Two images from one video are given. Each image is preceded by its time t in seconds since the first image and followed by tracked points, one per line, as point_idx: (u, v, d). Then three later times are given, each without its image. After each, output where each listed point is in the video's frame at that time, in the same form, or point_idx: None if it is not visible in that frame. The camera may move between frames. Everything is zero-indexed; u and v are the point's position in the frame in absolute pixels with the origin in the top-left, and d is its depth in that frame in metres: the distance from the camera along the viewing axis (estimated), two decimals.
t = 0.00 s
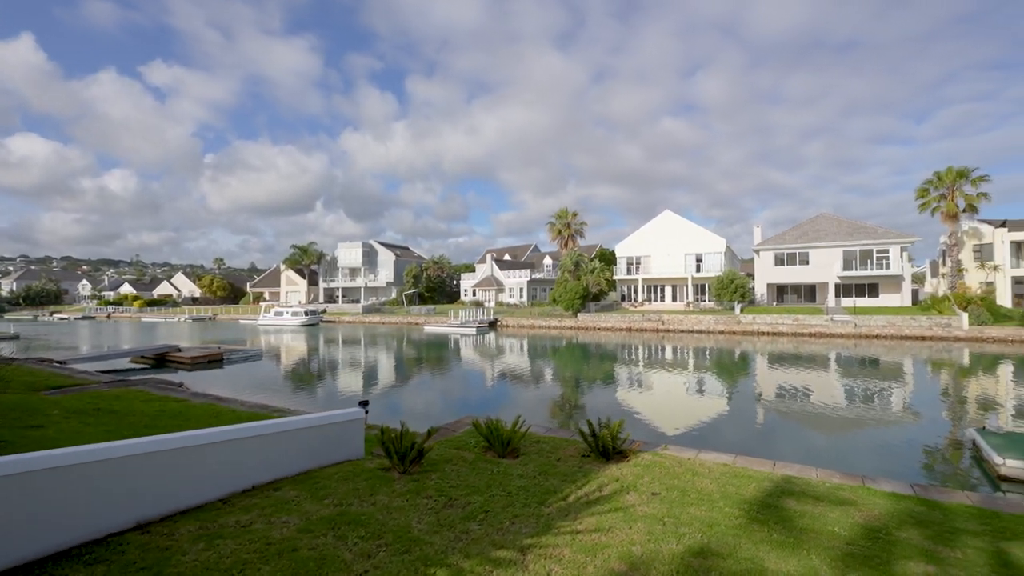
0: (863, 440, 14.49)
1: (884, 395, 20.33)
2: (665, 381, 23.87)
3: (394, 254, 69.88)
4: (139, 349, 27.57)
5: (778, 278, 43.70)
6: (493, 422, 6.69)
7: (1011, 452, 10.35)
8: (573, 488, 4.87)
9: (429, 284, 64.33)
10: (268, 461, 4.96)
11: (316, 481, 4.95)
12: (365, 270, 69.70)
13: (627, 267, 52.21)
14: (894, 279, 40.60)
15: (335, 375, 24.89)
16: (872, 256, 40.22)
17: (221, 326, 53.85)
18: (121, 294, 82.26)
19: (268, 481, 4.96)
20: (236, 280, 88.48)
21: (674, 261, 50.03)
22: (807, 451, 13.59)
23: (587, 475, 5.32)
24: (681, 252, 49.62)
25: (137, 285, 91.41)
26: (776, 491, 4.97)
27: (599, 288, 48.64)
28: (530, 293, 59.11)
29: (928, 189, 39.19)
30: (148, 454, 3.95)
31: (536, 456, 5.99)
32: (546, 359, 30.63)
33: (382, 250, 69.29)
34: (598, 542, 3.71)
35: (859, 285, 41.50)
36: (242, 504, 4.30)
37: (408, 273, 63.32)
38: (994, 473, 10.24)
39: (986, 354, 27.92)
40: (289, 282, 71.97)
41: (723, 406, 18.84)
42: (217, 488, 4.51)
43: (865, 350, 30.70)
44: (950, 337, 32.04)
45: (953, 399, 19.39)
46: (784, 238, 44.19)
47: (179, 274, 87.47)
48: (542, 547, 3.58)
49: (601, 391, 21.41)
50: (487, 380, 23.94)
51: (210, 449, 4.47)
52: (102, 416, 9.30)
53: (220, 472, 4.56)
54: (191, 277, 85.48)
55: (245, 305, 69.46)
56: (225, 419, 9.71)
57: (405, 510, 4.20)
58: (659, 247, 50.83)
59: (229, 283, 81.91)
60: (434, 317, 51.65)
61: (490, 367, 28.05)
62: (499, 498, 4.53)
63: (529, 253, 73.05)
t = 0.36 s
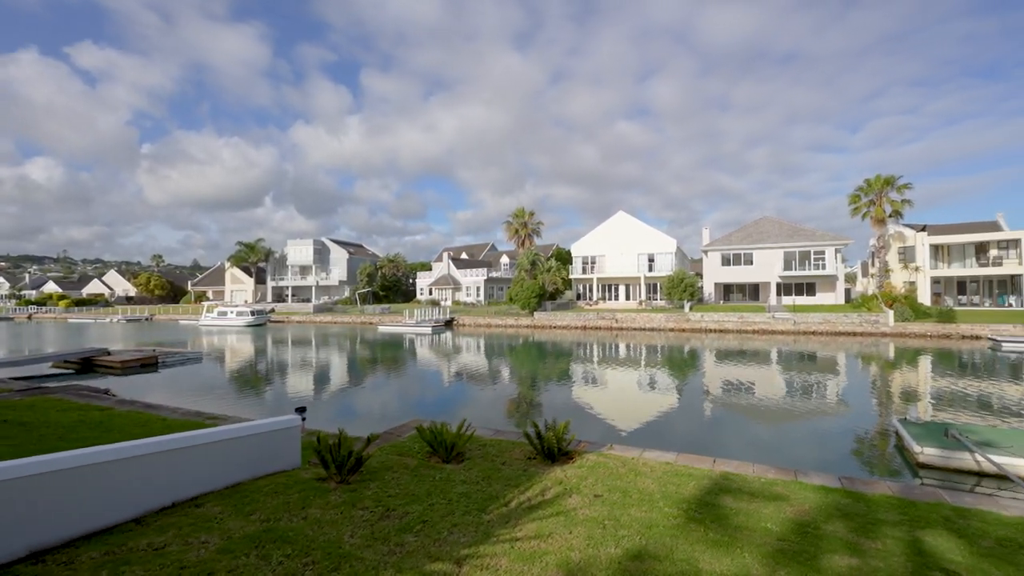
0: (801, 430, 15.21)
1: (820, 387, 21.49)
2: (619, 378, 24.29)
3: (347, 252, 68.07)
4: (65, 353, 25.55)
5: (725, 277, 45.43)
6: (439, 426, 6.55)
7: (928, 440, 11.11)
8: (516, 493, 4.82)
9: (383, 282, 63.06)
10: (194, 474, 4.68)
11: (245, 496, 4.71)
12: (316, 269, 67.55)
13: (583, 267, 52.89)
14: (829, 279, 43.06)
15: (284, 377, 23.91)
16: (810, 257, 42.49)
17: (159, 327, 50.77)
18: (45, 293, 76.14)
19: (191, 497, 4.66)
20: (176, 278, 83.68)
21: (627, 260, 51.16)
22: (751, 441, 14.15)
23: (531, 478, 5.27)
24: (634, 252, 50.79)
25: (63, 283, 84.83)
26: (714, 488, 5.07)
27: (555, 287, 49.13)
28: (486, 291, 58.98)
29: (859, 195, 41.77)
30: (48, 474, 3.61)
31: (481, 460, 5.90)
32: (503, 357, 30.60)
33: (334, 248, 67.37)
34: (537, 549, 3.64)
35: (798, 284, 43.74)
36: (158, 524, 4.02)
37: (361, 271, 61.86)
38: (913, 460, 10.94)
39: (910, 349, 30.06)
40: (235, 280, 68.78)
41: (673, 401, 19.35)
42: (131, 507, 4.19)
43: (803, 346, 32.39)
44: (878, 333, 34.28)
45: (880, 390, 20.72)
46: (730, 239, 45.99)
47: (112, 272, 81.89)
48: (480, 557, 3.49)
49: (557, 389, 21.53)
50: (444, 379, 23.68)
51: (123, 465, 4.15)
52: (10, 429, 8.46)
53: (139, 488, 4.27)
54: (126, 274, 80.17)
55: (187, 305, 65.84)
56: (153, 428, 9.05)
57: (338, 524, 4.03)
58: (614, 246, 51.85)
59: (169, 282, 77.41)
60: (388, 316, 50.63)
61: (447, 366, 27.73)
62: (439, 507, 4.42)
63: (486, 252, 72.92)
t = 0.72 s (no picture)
0: (749, 426, 15.68)
1: (766, 384, 22.34)
2: (576, 377, 24.46)
3: (299, 251, 65.77)
4: None
5: (677, 278, 46.73)
6: (381, 433, 6.27)
7: (861, 433, 11.64)
8: (458, 503, 4.62)
9: (337, 283, 61.32)
10: (100, 494, 4.28)
11: (157, 517, 4.34)
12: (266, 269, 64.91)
13: (540, 268, 53.14)
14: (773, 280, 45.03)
15: (230, 383, 22.69)
16: (756, 260, 44.32)
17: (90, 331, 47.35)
18: None
19: (96, 520, 4.26)
20: (111, 278, 78.37)
21: (584, 262, 51.83)
22: (703, 438, 14.42)
23: (475, 486, 5.07)
24: (591, 253, 51.50)
25: None
26: (660, 490, 5.02)
27: (513, 287, 49.17)
28: (444, 292, 58.36)
29: (801, 201, 43.93)
30: None
31: (425, 468, 5.66)
32: (460, 359, 30.24)
33: (285, 247, 64.96)
34: (475, 563, 3.46)
35: (744, 286, 45.54)
36: (51, 552, 3.63)
37: (314, 272, 59.92)
38: (848, 454, 11.43)
39: (846, 346, 31.80)
40: (177, 280, 65.13)
41: (627, 400, 19.60)
42: (19, 534, 3.78)
43: (750, 345, 33.69)
44: (817, 332, 36.11)
45: (820, 386, 21.76)
46: (682, 242, 47.37)
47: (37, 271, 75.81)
48: None
49: (515, 390, 21.42)
50: (401, 382, 23.15)
51: (12, 488, 3.73)
52: None
53: (31, 515, 3.87)
54: (52, 274, 74.40)
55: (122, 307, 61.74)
56: (69, 441, 8.28)
57: (259, 546, 3.74)
58: (571, 248, 52.40)
59: (103, 282, 72.41)
60: (342, 318, 49.23)
61: (403, 369, 27.11)
62: (373, 522, 4.17)
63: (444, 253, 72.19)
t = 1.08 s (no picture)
0: (705, 426, 15.96)
1: (719, 386, 22.91)
2: (536, 382, 24.42)
3: (252, 255, 63.25)
4: None
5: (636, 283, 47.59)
6: (318, 446, 5.89)
7: (807, 433, 11.97)
8: (394, 522, 4.34)
9: (292, 288, 59.31)
10: None
11: (48, 551, 3.88)
12: (215, 273, 62.07)
13: (502, 272, 53.05)
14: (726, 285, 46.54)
15: (174, 393, 21.40)
16: (710, 265, 45.70)
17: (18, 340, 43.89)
18: None
19: None
20: (42, 283, 73.04)
21: (545, 266, 52.07)
22: (662, 439, 14.53)
23: (414, 502, 4.79)
24: (552, 258, 51.81)
25: None
26: (608, 501, 4.88)
27: (474, 292, 48.83)
28: (404, 297, 57.39)
29: (751, 209, 45.63)
30: None
31: (364, 483, 5.34)
32: (420, 365, 29.68)
33: (237, 250, 62.34)
34: None
35: (699, 290, 46.83)
36: None
37: (268, 276, 57.72)
38: (795, 453, 11.73)
39: (794, 348, 33.13)
40: (117, 285, 61.38)
41: (587, 403, 19.65)
42: None
43: (705, 348, 34.60)
44: (767, 335, 37.48)
45: (770, 387, 22.50)
46: (640, 248, 48.30)
47: None
48: None
49: (476, 396, 21.14)
50: (359, 390, 22.48)
51: None
52: None
53: None
54: None
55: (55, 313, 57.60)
56: None
57: None
58: (532, 253, 52.57)
59: (33, 287, 67.38)
60: (296, 324, 47.57)
61: (361, 376, 26.34)
62: (296, 549, 3.85)
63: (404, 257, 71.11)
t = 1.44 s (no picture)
0: (665, 432, 16.09)
1: (679, 392, 23.22)
2: (500, 391, 24.08)
3: (204, 261, 60.54)
4: None
5: (598, 291, 48.05)
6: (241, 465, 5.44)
7: (758, 439, 12.16)
8: (317, 548, 3.98)
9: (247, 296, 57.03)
10: None
11: None
12: (163, 280, 59.07)
13: (465, 280, 52.59)
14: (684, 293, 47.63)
15: (116, 408, 20.02)
16: (669, 274, 46.63)
17: None
18: None
19: None
20: None
21: (509, 274, 51.99)
22: (623, 446, 14.53)
23: (343, 525, 4.45)
24: (515, 266, 51.78)
25: None
26: (551, 517, 4.66)
27: (436, 300, 48.18)
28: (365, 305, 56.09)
29: (707, 219, 46.99)
30: None
31: (291, 505, 4.95)
32: (381, 375, 28.90)
33: (187, 257, 59.55)
34: None
35: (659, 298, 47.72)
36: None
37: (221, 284, 55.29)
38: (747, 458, 11.89)
39: (748, 355, 34.11)
40: (54, 293, 57.52)
41: (550, 412, 19.51)
42: None
43: (664, 355, 35.17)
44: (723, 341, 38.48)
45: (727, 392, 22.95)
46: (602, 257, 48.86)
47: None
48: None
49: (438, 406, 20.69)
50: (318, 402, 21.65)
51: None
52: None
53: None
54: None
55: None
56: None
57: None
58: (495, 261, 52.40)
59: None
60: (250, 334, 45.69)
61: (319, 387, 25.41)
62: None
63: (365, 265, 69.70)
